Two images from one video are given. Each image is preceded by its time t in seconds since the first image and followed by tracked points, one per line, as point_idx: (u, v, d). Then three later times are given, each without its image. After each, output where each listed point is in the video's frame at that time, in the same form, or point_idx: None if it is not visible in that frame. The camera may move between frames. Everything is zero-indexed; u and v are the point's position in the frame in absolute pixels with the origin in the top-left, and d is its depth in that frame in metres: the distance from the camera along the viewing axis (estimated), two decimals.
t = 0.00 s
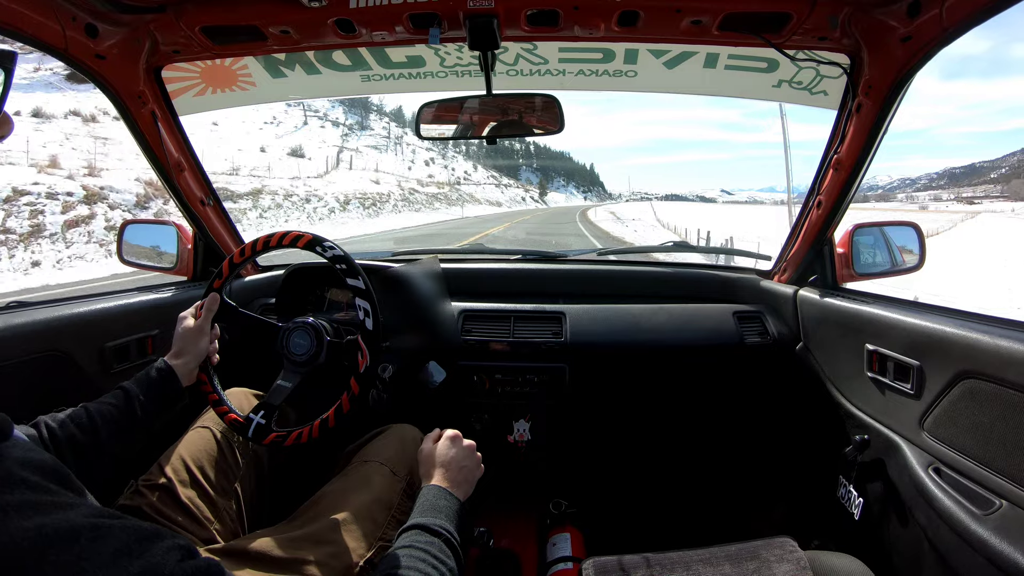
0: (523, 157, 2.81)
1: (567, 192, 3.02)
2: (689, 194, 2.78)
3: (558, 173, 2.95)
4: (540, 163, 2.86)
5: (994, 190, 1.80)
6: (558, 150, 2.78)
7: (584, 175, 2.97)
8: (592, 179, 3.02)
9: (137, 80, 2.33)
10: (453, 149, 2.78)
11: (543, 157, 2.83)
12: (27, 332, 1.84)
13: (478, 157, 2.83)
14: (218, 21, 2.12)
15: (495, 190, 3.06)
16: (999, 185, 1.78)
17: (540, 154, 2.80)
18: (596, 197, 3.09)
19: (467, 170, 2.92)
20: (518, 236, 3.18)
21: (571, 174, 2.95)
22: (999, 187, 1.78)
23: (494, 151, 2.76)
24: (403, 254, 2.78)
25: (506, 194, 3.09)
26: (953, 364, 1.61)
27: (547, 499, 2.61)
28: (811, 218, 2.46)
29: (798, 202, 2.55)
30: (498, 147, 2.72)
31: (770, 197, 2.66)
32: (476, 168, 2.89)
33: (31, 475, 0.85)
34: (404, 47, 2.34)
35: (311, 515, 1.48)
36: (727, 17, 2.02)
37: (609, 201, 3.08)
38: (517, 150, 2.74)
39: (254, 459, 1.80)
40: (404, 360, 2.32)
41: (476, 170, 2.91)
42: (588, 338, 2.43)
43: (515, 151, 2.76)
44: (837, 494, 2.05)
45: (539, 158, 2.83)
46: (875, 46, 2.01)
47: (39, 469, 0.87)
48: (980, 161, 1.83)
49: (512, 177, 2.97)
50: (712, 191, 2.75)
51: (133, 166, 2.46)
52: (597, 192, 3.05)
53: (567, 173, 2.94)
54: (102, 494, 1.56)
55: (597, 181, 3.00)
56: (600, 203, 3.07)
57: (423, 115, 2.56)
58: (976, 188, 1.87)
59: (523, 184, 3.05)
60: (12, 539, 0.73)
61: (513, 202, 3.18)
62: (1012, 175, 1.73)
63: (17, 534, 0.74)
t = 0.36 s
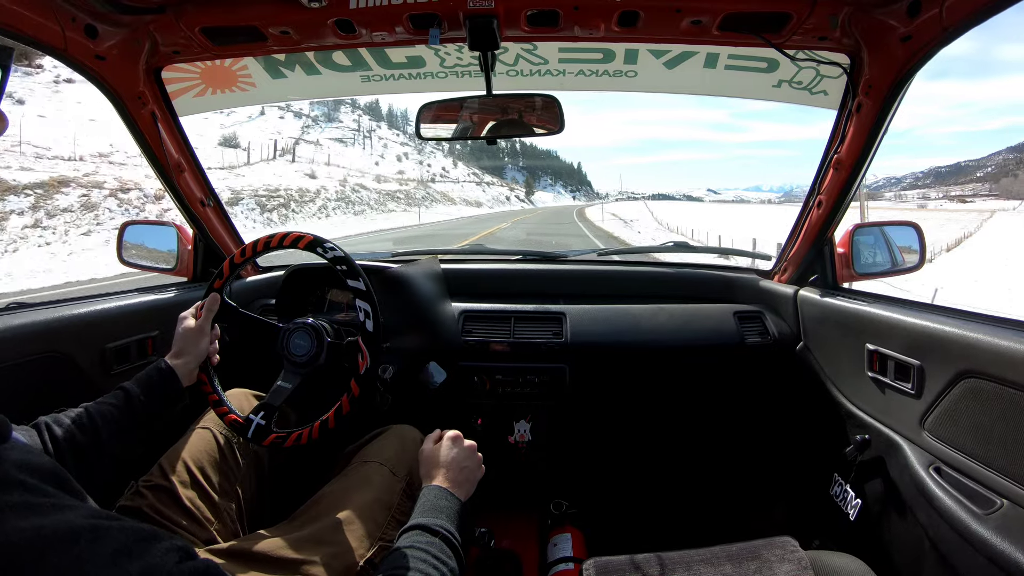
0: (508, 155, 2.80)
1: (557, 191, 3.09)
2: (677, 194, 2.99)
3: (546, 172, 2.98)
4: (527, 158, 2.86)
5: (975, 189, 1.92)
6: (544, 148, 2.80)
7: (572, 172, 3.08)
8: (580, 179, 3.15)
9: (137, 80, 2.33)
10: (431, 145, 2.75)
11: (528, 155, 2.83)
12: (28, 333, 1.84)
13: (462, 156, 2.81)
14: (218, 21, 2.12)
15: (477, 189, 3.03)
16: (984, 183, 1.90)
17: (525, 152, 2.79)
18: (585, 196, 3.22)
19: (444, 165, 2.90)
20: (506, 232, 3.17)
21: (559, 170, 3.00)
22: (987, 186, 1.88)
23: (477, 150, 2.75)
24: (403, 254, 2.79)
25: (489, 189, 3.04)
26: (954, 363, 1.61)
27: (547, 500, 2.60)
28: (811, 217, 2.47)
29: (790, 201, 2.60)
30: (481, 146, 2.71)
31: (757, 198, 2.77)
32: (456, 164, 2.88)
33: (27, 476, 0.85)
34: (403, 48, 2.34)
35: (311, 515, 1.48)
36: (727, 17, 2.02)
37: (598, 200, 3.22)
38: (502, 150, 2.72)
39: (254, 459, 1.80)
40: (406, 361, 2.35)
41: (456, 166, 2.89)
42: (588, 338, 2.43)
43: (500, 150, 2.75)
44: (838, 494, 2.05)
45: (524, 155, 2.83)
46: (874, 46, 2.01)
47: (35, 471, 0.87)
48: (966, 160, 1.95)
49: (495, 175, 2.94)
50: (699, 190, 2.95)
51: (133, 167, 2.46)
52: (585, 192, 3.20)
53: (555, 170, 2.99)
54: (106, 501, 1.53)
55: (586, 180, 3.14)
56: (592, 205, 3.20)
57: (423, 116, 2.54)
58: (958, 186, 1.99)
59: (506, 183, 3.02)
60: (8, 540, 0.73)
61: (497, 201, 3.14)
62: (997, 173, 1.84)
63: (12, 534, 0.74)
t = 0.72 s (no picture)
0: (491, 155, 2.81)
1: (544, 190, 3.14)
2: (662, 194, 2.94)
3: (529, 171, 3.01)
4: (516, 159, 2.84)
5: (966, 188, 1.90)
6: (530, 149, 2.79)
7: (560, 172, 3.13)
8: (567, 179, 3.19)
9: (137, 79, 2.34)
10: (404, 138, 2.83)
11: (513, 155, 2.82)
12: (27, 332, 1.84)
13: (442, 155, 2.82)
14: (218, 21, 2.12)
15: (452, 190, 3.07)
16: (967, 182, 1.90)
17: (512, 152, 2.79)
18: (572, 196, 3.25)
19: (416, 162, 2.93)
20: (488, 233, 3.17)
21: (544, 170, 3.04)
22: (975, 185, 1.88)
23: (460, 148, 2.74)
24: (403, 254, 2.79)
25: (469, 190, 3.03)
26: (953, 364, 1.61)
27: (546, 500, 2.60)
28: (811, 218, 2.47)
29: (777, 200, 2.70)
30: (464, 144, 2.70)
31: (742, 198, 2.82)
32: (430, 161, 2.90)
33: (25, 479, 0.85)
34: (404, 48, 2.35)
35: (309, 514, 1.48)
36: (727, 17, 2.02)
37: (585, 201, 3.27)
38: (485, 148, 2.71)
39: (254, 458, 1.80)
40: (404, 359, 2.34)
41: (429, 164, 2.92)
42: (587, 338, 2.44)
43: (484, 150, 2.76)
44: (837, 494, 2.05)
45: (510, 156, 2.82)
46: (875, 46, 2.01)
47: (33, 473, 0.87)
48: (951, 160, 1.94)
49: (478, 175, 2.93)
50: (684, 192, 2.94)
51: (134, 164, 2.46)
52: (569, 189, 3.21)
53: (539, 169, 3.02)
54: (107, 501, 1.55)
55: (571, 181, 3.17)
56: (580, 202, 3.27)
57: (423, 115, 2.57)
58: (943, 187, 1.98)
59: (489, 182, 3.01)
60: (7, 542, 0.73)
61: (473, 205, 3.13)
62: (981, 174, 1.84)
63: (10, 535, 0.75)
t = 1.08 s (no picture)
0: (476, 153, 2.78)
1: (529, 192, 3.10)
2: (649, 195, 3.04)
3: (516, 172, 2.95)
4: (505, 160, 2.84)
5: (956, 190, 1.94)
6: (517, 148, 2.75)
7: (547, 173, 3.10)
8: (555, 179, 3.19)
9: (137, 79, 2.34)
10: (376, 132, 2.89)
11: (497, 154, 2.77)
12: (28, 331, 1.84)
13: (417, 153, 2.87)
14: (218, 20, 2.12)
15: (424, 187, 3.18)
16: (956, 185, 1.95)
17: (498, 152, 2.75)
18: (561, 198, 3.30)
19: (382, 158, 2.99)
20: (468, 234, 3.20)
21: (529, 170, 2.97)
22: (966, 187, 1.90)
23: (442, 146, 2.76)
24: (403, 253, 2.79)
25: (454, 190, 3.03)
26: (953, 364, 1.61)
27: (546, 500, 2.60)
28: (811, 218, 2.47)
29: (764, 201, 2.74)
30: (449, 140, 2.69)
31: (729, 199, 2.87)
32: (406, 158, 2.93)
33: (27, 475, 0.85)
34: (404, 47, 2.35)
35: (311, 514, 1.48)
36: (727, 17, 2.02)
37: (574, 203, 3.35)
38: (470, 146, 2.71)
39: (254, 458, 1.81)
40: (404, 359, 2.36)
41: (400, 158, 2.98)
42: (588, 338, 2.44)
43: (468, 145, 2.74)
44: (837, 494, 2.05)
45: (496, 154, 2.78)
46: (875, 46, 2.01)
47: (35, 469, 0.87)
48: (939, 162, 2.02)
49: (457, 172, 2.92)
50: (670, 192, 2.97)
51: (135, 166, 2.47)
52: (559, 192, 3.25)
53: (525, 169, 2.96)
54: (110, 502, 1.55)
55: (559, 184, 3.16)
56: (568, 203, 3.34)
57: (423, 114, 2.57)
58: (932, 189, 2.05)
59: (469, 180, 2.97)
60: (9, 535, 0.74)
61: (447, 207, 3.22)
62: (967, 176, 1.91)
63: (13, 530, 0.75)
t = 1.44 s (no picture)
0: (462, 155, 2.82)
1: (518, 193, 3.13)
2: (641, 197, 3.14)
3: (504, 172, 2.97)
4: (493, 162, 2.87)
5: (949, 190, 2.00)
6: (506, 151, 2.80)
7: (538, 175, 3.10)
8: (544, 180, 3.15)
9: (137, 79, 2.34)
10: (346, 128, 2.96)
11: (484, 155, 2.80)
12: (27, 331, 1.84)
13: (393, 149, 2.99)
14: (218, 20, 2.12)
15: (386, 185, 3.24)
16: (947, 186, 2.02)
17: (486, 153, 2.80)
18: (551, 199, 3.27)
19: (340, 149, 3.01)
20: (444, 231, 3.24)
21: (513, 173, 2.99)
22: (957, 187, 1.98)
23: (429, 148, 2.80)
24: (403, 254, 2.79)
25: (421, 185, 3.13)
26: (953, 366, 1.60)
27: (546, 500, 2.60)
28: (811, 219, 2.47)
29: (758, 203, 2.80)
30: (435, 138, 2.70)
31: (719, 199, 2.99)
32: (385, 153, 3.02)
33: (30, 471, 0.86)
34: (404, 48, 2.35)
35: (312, 515, 1.48)
36: (727, 18, 2.02)
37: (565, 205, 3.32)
38: (457, 146, 2.74)
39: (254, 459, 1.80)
40: (404, 360, 2.33)
41: (367, 150, 3.06)
42: (587, 339, 2.44)
43: (455, 146, 2.76)
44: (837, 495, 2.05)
45: (483, 155, 2.81)
46: (875, 47, 2.00)
47: (37, 464, 0.88)
48: (927, 164, 2.09)
49: (435, 171, 3.00)
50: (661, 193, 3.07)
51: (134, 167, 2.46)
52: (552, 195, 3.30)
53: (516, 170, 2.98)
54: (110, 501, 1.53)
55: (549, 185, 3.12)
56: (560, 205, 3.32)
57: (423, 115, 2.55)
58: (923, 190, 2.11)
59: (449, 180, 3.08)
60: (10, 532, 0.74)
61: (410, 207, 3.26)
62: (957, 176, 1.98)
63: (15, 527, 0.75)
